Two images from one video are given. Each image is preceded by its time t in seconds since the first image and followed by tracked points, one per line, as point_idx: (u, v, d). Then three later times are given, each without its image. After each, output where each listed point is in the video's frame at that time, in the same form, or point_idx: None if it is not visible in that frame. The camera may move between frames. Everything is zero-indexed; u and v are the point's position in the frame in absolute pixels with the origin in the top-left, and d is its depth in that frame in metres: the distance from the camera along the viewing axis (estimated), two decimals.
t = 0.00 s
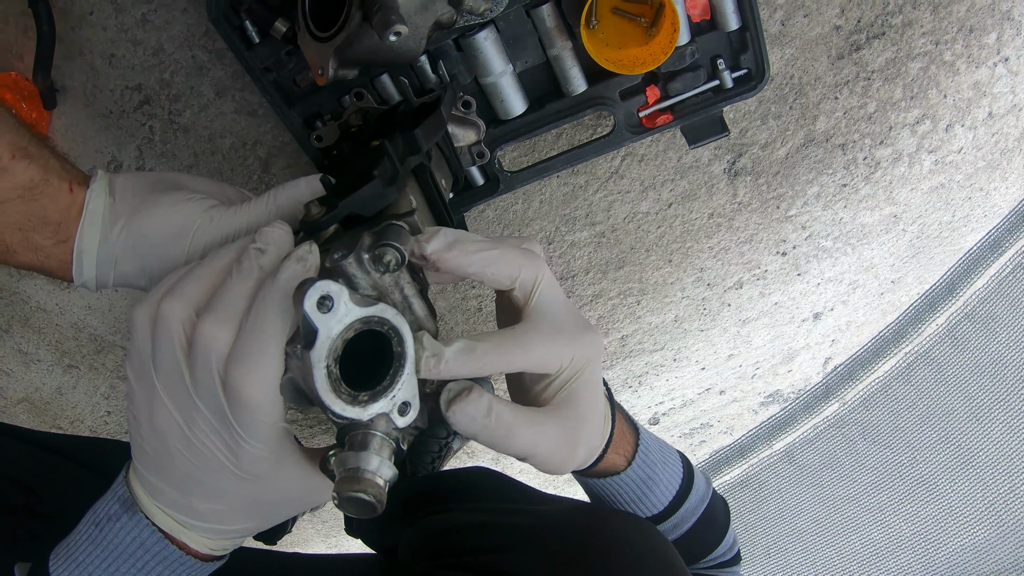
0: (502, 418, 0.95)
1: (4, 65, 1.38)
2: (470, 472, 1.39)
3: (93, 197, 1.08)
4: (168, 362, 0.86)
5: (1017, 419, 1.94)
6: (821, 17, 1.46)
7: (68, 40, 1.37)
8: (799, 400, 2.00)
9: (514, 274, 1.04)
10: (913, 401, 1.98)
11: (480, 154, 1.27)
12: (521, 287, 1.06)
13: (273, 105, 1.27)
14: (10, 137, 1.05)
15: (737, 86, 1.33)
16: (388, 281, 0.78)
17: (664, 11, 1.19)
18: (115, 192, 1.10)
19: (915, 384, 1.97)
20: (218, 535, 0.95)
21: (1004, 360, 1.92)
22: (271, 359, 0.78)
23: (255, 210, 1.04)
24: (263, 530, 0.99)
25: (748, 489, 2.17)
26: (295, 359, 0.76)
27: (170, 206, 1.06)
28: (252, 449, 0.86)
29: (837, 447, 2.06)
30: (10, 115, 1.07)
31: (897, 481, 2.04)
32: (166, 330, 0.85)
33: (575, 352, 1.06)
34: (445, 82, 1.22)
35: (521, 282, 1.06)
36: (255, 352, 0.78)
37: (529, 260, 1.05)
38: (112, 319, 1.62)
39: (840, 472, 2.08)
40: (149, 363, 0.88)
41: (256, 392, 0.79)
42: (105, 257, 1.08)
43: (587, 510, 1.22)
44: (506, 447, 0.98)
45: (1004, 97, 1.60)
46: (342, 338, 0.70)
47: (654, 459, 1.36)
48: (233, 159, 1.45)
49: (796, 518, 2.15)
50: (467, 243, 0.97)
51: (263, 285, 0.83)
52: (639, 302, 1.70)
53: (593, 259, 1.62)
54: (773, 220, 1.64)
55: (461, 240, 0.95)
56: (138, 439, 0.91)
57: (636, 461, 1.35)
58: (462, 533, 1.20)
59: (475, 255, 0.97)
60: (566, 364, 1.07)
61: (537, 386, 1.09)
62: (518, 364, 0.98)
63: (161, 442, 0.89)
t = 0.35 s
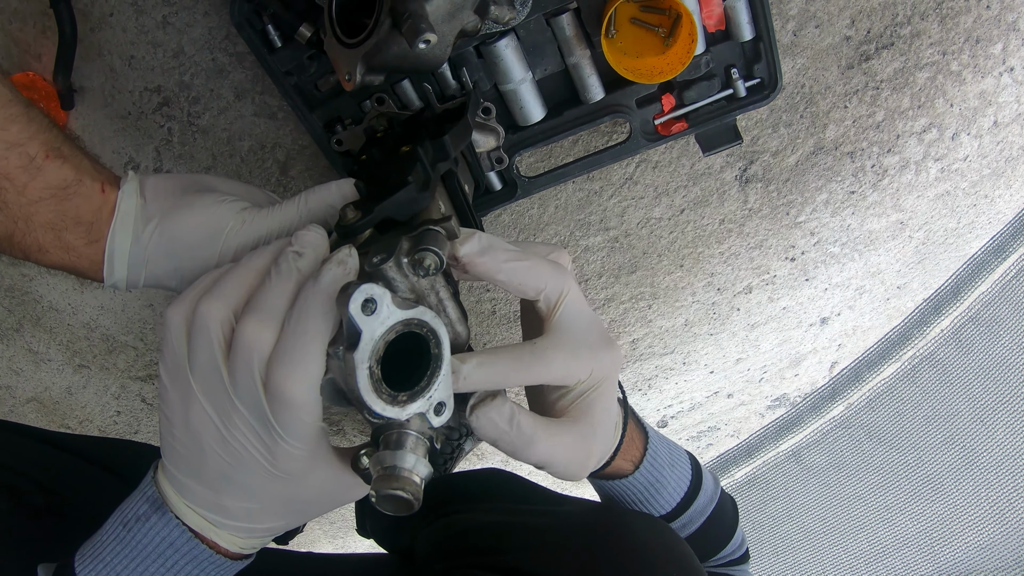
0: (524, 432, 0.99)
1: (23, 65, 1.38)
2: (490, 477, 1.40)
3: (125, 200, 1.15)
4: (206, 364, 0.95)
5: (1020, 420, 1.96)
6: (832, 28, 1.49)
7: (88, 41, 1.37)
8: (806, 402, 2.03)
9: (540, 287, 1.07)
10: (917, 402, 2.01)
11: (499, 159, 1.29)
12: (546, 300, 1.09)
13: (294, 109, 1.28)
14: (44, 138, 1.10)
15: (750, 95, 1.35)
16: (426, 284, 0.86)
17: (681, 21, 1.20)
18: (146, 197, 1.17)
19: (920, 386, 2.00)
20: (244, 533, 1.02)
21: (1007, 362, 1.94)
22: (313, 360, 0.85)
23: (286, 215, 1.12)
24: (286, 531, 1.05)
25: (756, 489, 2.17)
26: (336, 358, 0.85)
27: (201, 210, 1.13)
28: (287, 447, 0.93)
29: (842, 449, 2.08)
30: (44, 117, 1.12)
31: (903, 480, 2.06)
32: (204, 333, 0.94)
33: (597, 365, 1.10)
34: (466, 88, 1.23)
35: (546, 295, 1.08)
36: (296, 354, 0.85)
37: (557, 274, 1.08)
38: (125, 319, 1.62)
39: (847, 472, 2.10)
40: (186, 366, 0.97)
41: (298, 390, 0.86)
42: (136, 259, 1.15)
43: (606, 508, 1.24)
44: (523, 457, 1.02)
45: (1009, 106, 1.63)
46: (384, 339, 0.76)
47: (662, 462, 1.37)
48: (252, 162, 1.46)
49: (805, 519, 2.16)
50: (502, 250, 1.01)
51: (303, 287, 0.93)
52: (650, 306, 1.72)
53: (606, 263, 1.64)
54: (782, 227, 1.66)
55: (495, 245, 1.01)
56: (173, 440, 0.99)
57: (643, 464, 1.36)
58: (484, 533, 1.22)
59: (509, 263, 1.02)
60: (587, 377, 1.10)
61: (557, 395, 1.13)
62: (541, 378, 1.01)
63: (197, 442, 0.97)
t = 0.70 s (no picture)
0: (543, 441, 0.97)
1: (27, 72, 1.36)
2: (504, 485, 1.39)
3: (133, 208, 1.13)
4: (219, 379, 0.93)
5: None
6: (843, 30, 1.47)
7: (93, 48, 1.36)
8: (816, 408, 2.01)
9: (567, 291, 1.07)
10: (932, 407, 1.99)
11: (511, 166, 1.27)
12: (574, 304, 1.09)
13: (302, 116, 1.26)
14: (51, 144, 1.08)
15: (763, 99, 1.33)
16: (445, 295, 0.85)
17: (694, 26, 1.18)
18: (155, 205, 1.15)
19: (934, 392, 1.98)
20: (257, 549, 1.01)
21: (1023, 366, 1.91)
22: (331, 374, 0.84)
23: (299, 225, 1.11)
24: (300, 546, 1.04)
25: (770, 496, 2.17)
26: (356, 372, 0.84)
27: (211, 219, 1.12)
28: (304, 463, 0.92)
29: (858, 457, 2.08)
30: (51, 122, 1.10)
31: (917, 485, 2.04)
32: (216, 347, 0.92)
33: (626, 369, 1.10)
34: (478, 94, 1.22)
35: (573, 299, 1.09)
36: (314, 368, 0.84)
37: (585, 279, 1.08)
38: (131, 328, 1.61)
39: (861, 479, 2.09)
40: (198, 380, 0.95)
41: (315, 406, 0.85)
42: (145, 268, 1.13)
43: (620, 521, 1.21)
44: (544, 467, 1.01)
45: (1020, 108, 1.61)
46: (405, 353, 0.74)
47: (685, 472, 1.36)
48: (259, 169, 1.44)
49: (819, 526, 2.15)
50: (531, 252, 1.02)
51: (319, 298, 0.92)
52: (661, 312, 1.71)
53: (618, 269, 1.62)
54: (794, 231, 1.64)
55: (526, 246, 1.01)
56: (185, 455, 0.97)
57: (668, 474, 1.35)
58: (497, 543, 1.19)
59: (539, 266, 1.02)
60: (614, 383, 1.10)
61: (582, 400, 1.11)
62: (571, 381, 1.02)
63: (210, 458, 0.96)
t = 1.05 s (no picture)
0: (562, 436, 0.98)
1: (31, 79, 1.35)
2: (523, 491, 1.36)
3: (141, 214, 1.11)
4: (234, 388, 0.91)
5: None
6: (855, 27, 1.45)
7: (98, 53, 1.34)
8: (832, 410, 1.99)
9: (585, 289, 1.07)
10: (950, 407, 1.98)
11: (523, 167, 1.27)
12: (592, 302, 1.09)
13: (311, 119, 1.24)
14: (57, 149, 1.07)
15: (776, 98, 1.31)
16: (467, 300, 0.85)
17: (708, 23, 1.16)
18: (163, 211, 1.13)
19: (952, 391, 1.97)
20: (273, 561, 0.99)
21: None
22: (351, 383, 0.83)
23: (312, 229, 1.10)
24: (316, 558, 1.02)
25: (787, 499, 2.16)
26: (376, 381, 0.80)
27: (222, 224, 1.10)
28: (323, 474, 0.90)
29: (875, 456, 2.06)
30: (57, 128, 1.09)
31: (936, 485, 2.03)
32: (231, 356, 0.90)
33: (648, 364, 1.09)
34: (490, 94, 1.20)
35: (591, 298, 1.08)
36: (335, 377, 0.83)
37: (602, 276, 1.08)
38: (139, 336, 1.59)
39: (878, 480, 2.07)
40: (211, 390, 0.94)
41: (335, 414, 0.83)
42: (154, 276, 1.11)
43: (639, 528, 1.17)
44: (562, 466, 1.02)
45: None
46: (427, 359, 0.73)
47: (708, 472, 1.35)
48: (267, 174, 1.42)
49: (837, 528, 2.13)
50: (546, 252, 1.03)
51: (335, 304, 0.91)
52: (674, 314, 1.70)
53: (631, 271, 1.61)
54: (807, 230, 1.63)
55: (540, 248, 1.02)
56: (198, 467, 0.95)
57: (692, 475, 1.34)
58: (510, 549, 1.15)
59: (552, 265, 1.03)
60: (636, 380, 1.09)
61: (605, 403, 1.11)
62: (592, 382, 1.02)
63: (224, 470, 0.94)
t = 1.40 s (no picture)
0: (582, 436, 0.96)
1: (35, 84, 1.34)
2: (541, 494, 1.35)
3: (148, 215, 1.10)
4: (245, 391, 0.90)
5: None
6: (862, 22, 1.44)
7: (102, 58, 1.33)
8: (843, 410, 1.99)
9: (598, 289, 1.07)
10: (964, 403, 1.97)
11: (533, 167, 1.26)
12: (605, 303, 1.09)
13: (318, 121, 1.23)
14: (63, 151, 1.06)
15: (786, 93, 1.29)
16: (481, 299, 0.84)
17: (717, 19, 1.15)
18: (171, 212, 1.13)
19: (966, 388, 1.95)
20: (286, 566, 0.98)
21: None
22: (366, 385, 0.82)
23: (322, 229, 1.09)
24: (329, 562, 1.01)
25: (802, 500, 2.15)
26: (392, 381, 0.79)
27: (230, 225, 1.09)
28: (337, 477, 0.89)
29: (890, 454, 2.05)
30: (61, 130, 1.08)
31: (951, 483, 2.02)
32: (242, 359, 0.90)
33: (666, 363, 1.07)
34: (497, 93, 1.20)
35: (604, 298, 1.09)
36: (350, 378, 0.82)
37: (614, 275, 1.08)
38: (146, 342, 1.58)
39: (893, 478, 2.07)
40: (222, 394, 0.93)
41: (350, 416, 0.82)
42: (162, 278, 1.10)
43: (648, 534, 1.11)
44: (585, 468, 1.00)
45: None
46: (444, 359, 0.72)
47: (727, 474, 1.34)
48: (274, 177, 1.41)
49: (853, 527, 2.13)
50: (560, 250, 1.03)
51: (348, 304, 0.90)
52: (684, 313, 1.69)
53: (641, 271, 1.60)
54: (816, 227, 1.62)
55: (555, 244, 1.02)
56: (208, 472, 0.94)
57: (711, 475, 1.33)
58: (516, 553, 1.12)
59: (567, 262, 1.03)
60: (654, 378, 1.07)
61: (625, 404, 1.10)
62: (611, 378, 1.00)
63: (236, 474, 0.93)
